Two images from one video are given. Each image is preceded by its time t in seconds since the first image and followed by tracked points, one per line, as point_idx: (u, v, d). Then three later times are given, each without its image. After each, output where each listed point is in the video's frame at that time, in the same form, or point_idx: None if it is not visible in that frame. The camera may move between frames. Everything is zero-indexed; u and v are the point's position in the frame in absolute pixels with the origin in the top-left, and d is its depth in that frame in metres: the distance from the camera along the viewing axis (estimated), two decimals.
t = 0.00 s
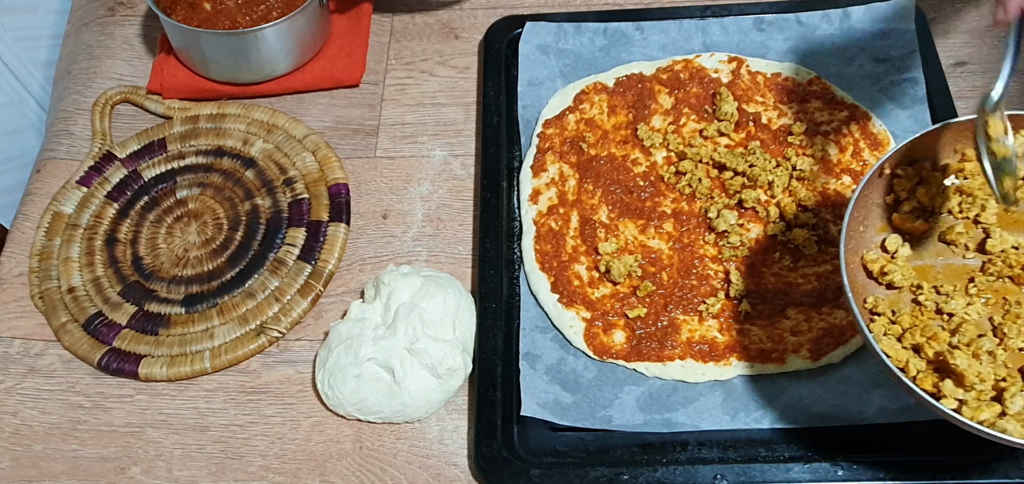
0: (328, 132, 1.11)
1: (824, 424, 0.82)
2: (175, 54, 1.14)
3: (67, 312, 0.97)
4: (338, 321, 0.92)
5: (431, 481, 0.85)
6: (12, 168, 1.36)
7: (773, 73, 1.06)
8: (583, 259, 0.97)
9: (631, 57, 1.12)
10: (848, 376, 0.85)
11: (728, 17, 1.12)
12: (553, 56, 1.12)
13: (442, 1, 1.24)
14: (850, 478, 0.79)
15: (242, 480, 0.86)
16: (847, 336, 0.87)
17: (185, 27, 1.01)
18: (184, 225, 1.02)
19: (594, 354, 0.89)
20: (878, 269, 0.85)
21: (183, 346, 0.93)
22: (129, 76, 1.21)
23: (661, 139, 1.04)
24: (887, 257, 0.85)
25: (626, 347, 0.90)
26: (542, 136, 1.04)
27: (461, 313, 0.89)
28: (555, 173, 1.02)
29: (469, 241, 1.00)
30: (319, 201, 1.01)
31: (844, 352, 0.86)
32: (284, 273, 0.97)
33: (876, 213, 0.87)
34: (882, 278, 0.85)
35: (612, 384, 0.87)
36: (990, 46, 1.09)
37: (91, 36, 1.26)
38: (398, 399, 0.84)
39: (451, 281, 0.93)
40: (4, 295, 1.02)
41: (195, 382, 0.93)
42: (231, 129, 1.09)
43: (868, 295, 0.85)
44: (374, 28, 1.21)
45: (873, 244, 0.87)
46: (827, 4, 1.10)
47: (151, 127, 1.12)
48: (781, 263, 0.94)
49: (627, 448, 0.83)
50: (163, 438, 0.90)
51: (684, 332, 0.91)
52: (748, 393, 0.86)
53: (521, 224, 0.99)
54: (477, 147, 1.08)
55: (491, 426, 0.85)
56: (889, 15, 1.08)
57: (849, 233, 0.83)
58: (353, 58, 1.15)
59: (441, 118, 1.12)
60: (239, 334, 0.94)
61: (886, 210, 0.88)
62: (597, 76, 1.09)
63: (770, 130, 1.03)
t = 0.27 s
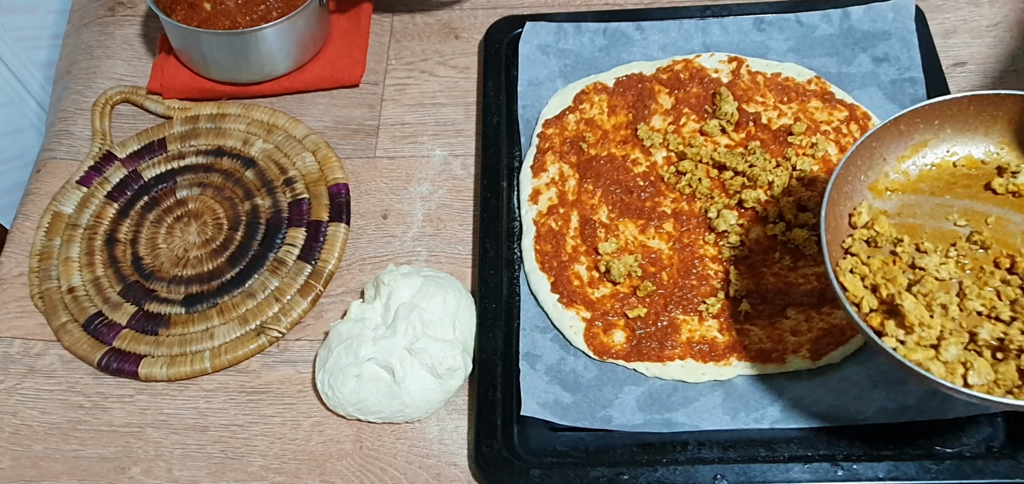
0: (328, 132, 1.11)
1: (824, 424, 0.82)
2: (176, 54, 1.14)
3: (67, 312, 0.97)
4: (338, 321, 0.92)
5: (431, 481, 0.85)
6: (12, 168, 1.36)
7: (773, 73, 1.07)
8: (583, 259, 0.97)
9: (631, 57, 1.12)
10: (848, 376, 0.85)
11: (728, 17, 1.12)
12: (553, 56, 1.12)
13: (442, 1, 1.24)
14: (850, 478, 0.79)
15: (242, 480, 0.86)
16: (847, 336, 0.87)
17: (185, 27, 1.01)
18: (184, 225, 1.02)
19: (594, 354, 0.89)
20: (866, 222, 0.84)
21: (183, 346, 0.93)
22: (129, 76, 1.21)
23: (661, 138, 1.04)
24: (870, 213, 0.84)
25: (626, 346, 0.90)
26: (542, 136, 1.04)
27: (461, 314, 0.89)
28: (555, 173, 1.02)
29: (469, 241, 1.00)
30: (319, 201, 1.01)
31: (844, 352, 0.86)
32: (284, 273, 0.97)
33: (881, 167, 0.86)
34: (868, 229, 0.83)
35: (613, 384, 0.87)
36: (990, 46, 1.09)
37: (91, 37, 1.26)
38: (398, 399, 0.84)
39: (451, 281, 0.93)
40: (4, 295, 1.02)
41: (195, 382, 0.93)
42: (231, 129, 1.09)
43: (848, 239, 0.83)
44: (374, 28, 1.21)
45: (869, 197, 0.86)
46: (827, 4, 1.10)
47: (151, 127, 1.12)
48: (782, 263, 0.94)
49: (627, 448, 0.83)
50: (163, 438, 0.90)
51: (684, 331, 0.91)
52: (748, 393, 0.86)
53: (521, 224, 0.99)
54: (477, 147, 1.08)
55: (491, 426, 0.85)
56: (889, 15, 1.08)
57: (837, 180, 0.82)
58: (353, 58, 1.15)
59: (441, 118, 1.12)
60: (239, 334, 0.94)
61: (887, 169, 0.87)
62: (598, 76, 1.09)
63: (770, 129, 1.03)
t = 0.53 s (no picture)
0: (328, 132, 1.11)
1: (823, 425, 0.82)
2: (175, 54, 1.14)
3: (67, 312, 0.97)
4: (338, 321, 0.92)
5: (431, 481, 0.85)
6: (12, 168, 1.36)
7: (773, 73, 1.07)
8: (583, 259, 0.97)
9: (631, 57, 1.12)
10: (848, 377, 0.85)
11: (728, 17, 1.12)
12: (554, 56, 1.12)
13: (442, 1, 1.24)
14: (850, 478, 0.79)
15: (242, 480, 0.86)
16: (847, 336, 0.87)
17: (185, 27, 1.01)
18: (184, 225, 1.02)
19: (594, 354, 0.89)
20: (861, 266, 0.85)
21: (182, 346, 0.93)
22: (129, 75, 1.21)
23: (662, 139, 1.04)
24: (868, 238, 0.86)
25: (626, 347, 0.90)
26: (542, 136, 1.04)
27: (461, 314, 0.89)
28: (555, 173, 1.02)
29: (469, 241, 1.00)
30: (319, 201, 1.01)
31: (844, 352, 0.86)
32: (284, 273, 0.97)
33: (868, 252, 0.87)
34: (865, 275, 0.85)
35: (613, 384, 0.87)
36: (990, 46, 1.08)
37: (91, 36, 1.26)
38: (398, 399, 0.84)
39: (450, 281, 0.93)
40: (4, 295, 1.02)
41: (195, 382, 0.93)
42: (231, 129, 1.09)
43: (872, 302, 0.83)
44: (374, 28, 1.21)
45: (866, 282, 0.85)
46: (827, 4, 1.10)
47: (151, 126, 1.12)
48: (781, 263, 0.94)
49: (627, 448, 0.83)
50: (163, 438, 0.90)
51: (684, 331, 0.91)
52: (748, 393, 0.86)
53: (521, 224, 0.99)
54: (477, 147, 1.08)
55: (491, 426, 0.85)
56: (889, 15, 1.08)
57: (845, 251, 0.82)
58: (353, 58, 1.15)
59: (441, 118, 1.12)
60: (239, 334, 0.94)
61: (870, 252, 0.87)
62: (597, 76, 1.09)
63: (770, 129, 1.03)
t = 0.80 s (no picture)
0: (328, 132, 1.11)
1: (824, 424, 0.82)
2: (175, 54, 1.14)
3: (67, 312, 0.97)
4: (338, 321, 0.92)
5: (431, 481, 0.85)
6: (12, 168, 1.36)
7: (773, 73, 1.07)
8: (583, 259, 0.97)
9: (631, 58, 1.12)
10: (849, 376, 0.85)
11: (728, 17, 1.12)
12: (554, 56, 1.12)
13: (442, 1, 1.24)
14: (850, 478, 0.79)
15: (242, 480, 0.86)
16: (846, 336, 0.87)
17: (185, 27, 1.01)
18: (184, 225, 1.02)
19: (594, 354, 0.89)
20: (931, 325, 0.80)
21: (183, 346, 0.93)
22: (129, 75, 1.21)
23: (662, 139, 1.04)
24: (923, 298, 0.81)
25: (626, 347, 0.90)
26: (542, 136, 1.04)
27: (461, 314, 0.89)
28: (555, 173, 1.02)
29: (469, 241, 1.00)
30: (319, 201, 1.01)
31: (843, 352, 0.86)
32: (284, 273, 0.97)
33: (929, 306, 0.82)
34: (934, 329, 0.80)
35: (613, 384, 0.87)
36: (989, 46, 1.09)
37: (91, 36, 1.26)
38: (398, 399, 0.84)
39: (450, 281, 0.93)
40: (4, 295, 1.02)
41: (195, 382, 0.93)
42: (230, 129, 1.09)
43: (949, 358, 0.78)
44: (374, 27, 1.21)
45: (938, 340, 0.80)
46: (827, 4, 1.10)
47: (151, 126, 1.12)
48: (781, 263, 0.94)
49: (627, 448, 0.83)
50: (163, 438, 0.90)
51: (684, 331, 0.91)
52: (748, 393, 0.86)
53: (521, 225, 0.99)
54: (477, 147, 1.08)
55: (491, 426, 0.85)
56: (889, 15, 1.08)
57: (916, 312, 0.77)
58: (353, 58, 1.15)
59: (441, 118, 1.12)
60: (239, 334, 0.94)
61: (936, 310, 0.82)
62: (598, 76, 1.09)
63: (771, 130, 1.03)
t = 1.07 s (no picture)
0: (328, 132, 1.11)
1: (825, 424, 0.82)
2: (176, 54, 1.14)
3: (67, 312, 0.97)
4: (338, 321, 0.92)
5: (431, 481, 0.85)
6: (12, 168, 1.36)
7: (773, 73, 1.07)
8: (583, 259, 0.97)
9: (631, 57, 1.12)
10: (849, 376, 0.85)
11: (728, 17, 1.12)
12: (554, 56, 1.12)
13: (442, 1, 1.24)
14: (850, 477, 0.78)
15: (242, 480, 0.86)
16: (847, 336, 0.87)
17: (185, 27, 1.01)
18: (184, 225, 1.02)
19: (594, 354, 0.89)
20: (872, 209, 0.86)
21: (182, 346, 0.93)
22: (129, 76, 1.21)
23: (662, 138, 1.04)
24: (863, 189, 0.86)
25: (626, 346, 0.90)
26: (542, 136, 1.04)
27: (461, 314, 0.89)
28: (555, 173, 1.02)
29: (469, 241, 1.00)
30: (319, 201, 1.01)
31: (844, 352, 0.86)
32: (284, 273, 0.97)
33: (878, 192, 0.87)
34: (875, 218, 0.86)
35: (613, 384, 0.87)
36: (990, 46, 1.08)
37: (91, 37, 1.26)
38: (398, 399, 0.84)
39: (450, 281, 0.93)
40: (4, 295, 1.02)
41: (195, 382, 0.93)
42: (231, 129, 1.09)
43: (883, 242, 0.85)
44: (374, 28, 1.21)
45: (875, 219, 0.86)
46: (827, 4, 1.10)
47: (151, 127, 1.12)
48: (781, 263, 0.94)
49: (627, 448, 0.83)
50: (163, 438, 0.90)
51: (684, 332, 0.91)
52: (748, 393, 0.86)
53: (521, 224, 0.99)
54: (477, 147, 1.08)
55: (491, 426, 0.85)
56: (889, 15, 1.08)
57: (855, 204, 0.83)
58: (353, 58, 1.15)
59: (441, 118, 1.12)
60: (239, 333, 0.94)
61: (883, 194, 0.88)
62: (598, 76, 1.09)
63: (771, 130, 1.03)
